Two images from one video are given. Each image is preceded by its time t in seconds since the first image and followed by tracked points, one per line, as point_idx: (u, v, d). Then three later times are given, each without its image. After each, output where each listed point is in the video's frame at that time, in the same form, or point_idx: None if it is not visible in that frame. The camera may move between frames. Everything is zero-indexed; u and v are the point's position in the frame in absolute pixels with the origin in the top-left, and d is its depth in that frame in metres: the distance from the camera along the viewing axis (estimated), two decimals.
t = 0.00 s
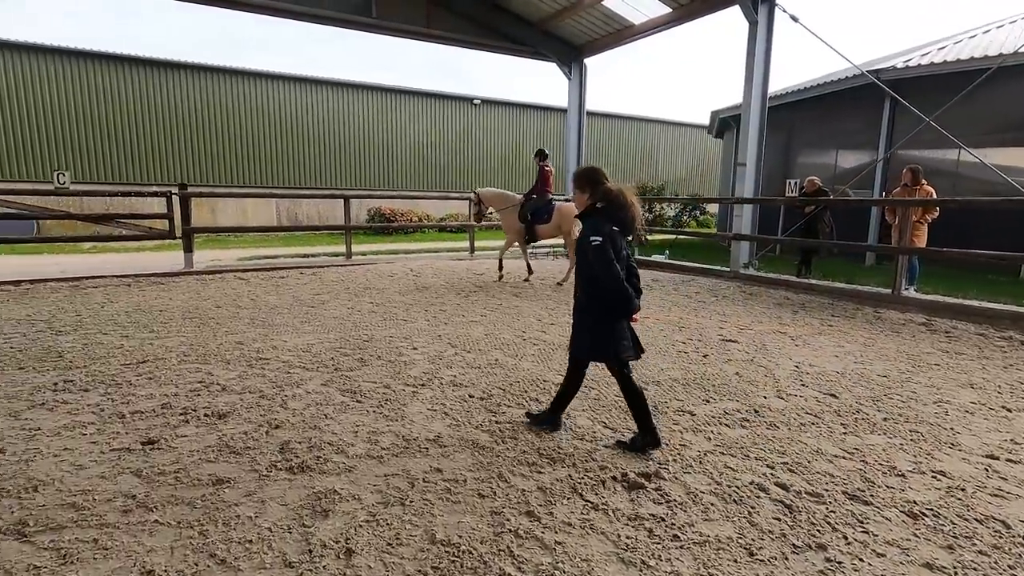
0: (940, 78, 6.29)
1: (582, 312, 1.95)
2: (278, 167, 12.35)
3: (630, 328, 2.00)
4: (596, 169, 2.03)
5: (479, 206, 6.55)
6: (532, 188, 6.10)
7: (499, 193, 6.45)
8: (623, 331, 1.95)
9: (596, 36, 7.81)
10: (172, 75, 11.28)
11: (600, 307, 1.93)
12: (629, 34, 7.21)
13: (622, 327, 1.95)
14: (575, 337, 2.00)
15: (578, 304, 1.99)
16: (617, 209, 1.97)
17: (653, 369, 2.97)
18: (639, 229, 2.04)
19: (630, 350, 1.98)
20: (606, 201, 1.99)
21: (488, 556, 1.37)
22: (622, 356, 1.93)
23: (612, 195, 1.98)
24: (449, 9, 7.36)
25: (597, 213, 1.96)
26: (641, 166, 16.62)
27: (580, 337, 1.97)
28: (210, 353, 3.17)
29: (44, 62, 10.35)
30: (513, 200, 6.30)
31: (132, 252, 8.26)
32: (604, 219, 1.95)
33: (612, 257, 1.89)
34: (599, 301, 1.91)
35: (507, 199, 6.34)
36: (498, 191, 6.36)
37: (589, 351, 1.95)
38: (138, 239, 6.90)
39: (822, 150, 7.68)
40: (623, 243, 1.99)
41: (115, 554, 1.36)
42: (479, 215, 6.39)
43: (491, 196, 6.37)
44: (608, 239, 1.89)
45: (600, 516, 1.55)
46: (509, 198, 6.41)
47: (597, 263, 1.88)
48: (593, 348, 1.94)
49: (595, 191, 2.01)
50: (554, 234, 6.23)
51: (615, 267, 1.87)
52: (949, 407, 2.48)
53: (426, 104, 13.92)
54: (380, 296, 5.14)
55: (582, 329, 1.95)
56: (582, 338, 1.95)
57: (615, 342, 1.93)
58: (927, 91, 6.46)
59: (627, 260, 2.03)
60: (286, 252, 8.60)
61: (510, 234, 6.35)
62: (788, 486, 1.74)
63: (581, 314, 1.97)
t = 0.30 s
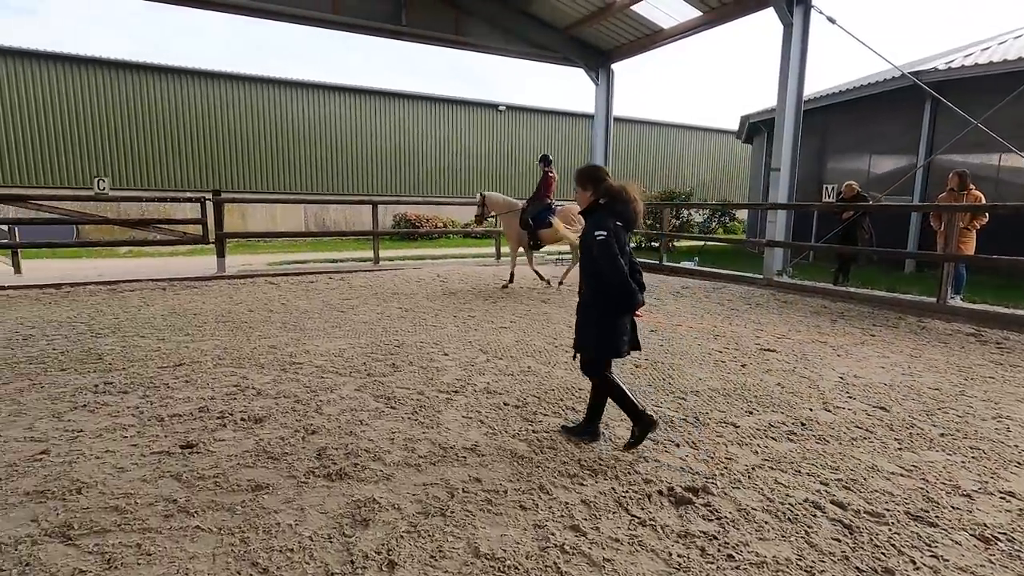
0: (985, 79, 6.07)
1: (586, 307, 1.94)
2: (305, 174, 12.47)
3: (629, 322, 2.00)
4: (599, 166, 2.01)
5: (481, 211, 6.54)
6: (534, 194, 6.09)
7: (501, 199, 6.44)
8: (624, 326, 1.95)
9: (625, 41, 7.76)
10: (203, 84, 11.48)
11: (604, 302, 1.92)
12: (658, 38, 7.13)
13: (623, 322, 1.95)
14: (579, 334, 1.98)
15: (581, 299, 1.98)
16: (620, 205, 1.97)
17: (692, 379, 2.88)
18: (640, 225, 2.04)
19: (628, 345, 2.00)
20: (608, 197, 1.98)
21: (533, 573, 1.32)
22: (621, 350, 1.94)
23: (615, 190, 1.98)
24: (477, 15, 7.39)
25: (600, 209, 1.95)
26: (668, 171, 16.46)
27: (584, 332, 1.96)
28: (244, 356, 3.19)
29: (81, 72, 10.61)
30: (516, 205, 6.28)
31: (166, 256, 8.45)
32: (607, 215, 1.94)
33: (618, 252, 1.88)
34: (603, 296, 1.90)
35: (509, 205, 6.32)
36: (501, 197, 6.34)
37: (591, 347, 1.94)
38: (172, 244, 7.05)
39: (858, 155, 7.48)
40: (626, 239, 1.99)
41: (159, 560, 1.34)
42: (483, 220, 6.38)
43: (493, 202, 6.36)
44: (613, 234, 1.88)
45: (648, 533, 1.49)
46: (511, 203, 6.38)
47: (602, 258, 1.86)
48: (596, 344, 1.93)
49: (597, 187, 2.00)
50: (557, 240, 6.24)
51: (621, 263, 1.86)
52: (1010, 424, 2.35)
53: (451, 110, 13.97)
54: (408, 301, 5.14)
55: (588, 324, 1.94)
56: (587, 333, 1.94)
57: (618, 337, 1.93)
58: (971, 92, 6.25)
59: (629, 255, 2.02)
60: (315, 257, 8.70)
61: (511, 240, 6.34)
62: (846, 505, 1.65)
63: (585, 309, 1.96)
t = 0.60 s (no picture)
0: None
1: (594, 310, 2.04)
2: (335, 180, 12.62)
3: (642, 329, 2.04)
4: (618, 175, 2.12)
5: (484, 220, 6.52)
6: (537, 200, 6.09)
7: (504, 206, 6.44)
8: (632, 331, 2.01)
9: (655, 46, 7.69)
10: (239, 94, 11.71)
11: (610, 306, 2.01)
12: (690, 42, 7.05)
13: (632, 328, 2.01)
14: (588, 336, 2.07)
15: (592, 302, 2.08)
16: (632, 213, 2.06)
17: (732, 389, 2.81)
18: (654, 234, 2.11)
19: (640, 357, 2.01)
20: (623, 205, 2.08)
21: None
22: (629, 356, 1.99)
23: (630, 198, 2.08)
24: (507, 22, 7.41)
25: (613, 216, 2.06)
26: (697, 176, 16.25)
27: (592, 335, 2.04)
28: (282, 361, 3.24)
29: (120, 82, 10.86)
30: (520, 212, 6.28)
31: (203, 261, 8.68)
32: (618, 220, 2.04)
33: (622, 258, 1.98)
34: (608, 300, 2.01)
35: (512, 211, 6.31)
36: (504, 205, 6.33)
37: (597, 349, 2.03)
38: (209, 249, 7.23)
39: (898, 159, 7.26)
40: (639, 245, 2.07)
41: (211, 564, 1.36)
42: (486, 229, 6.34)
43: (496, 210, 6.34)
44: (619, 240, 1.99)
45: (699, 549, 1.45)
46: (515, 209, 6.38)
47: (607, 263, 1.97)
48: (600, 347, 2.02)
49: (615, 195, 2.11)
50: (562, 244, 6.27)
51: (624, 268, 1.95)
52: None
53: (478, 117, 14.01)
54: (439, 307, 5.16)
55: (594, 326, 2.04)
56: (593, 335, 2.03)
57: (623, 341, 1.99)
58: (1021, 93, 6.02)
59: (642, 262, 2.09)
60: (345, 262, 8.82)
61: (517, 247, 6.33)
62: (905, 525, 1.58)
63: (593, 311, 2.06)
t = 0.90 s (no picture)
0: None
1: (594, 318, 2.08)
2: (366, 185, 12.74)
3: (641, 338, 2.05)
4: (628, 185, 2.10)
5: (488, 222, 6.40)
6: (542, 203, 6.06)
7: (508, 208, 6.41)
8: (631, 341, 2.03)
9: (687, 48, 7.61)
10: (275, 102, 11.92)
11: (609, 315, 2.04)
12: (723, 44, 6.96)
13: (629, 337, 2.03)
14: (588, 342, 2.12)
15: (593, 311, 2.12)
16: (636, 223, 2.04)
17: (775, 397, 2.75)
18: (658, 244, 2.10)
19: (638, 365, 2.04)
20: (629, 216, 2.06)
21: None
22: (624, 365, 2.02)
23: (636, 210, 2.05)
24: (538, 26, 7.42)
25: (616, 226, 2.04)
26: (728, 179, 15.99)
27: (592, 341, 2.09)
28: (322, 363, 3.29)
29: (155, 91, 11.09)
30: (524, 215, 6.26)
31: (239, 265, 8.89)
32: (621, 231, 2.03)
33: (620, 269, 1.98)
34: (607, 309, 2.03)
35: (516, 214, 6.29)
36: (508, 208, 6.29)
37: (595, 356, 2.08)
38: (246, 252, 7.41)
39: (941, 160, 7.02)
40: (642, 256, 2.05)
41: (266, 563, 1.39)
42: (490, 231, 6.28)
43: (500, 212, 6.29)
44: (618, 251, 1.99)
45: (752, 561, 1.42)
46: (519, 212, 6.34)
47: (605, 274, 1.99)
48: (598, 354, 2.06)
49: (622, 205, 2.09)
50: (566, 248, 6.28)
51: (621, 279, 1.97)
52: None
53: (505, 121, 14.02)
54: (471, 311, 5.18)
55: (593, 334, 2.08)
56: (591, 342, 2.08)
57: (618, 350, 2.02)
58: None
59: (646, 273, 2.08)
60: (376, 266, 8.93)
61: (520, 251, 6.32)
62: (971, 542, 1.51)
63: (593, 319, 2.10)
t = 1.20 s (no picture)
0: None
1: (599, 312, 2.19)
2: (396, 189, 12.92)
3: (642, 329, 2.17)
4: (630, 182, 2.19)
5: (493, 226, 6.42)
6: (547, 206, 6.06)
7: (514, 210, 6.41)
8: (633, 332, 2.14)
9: (721, 48, 7.49)
10: (309, 108, 12.16)
11: (614, 308, 2.14)
12: (758, 44, 6.83)
13: (632, 328, 2.14)
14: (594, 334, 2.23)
15: (598, 305, 2.21)
16: (638, 220, 2.14)
17: (819, 404, 2.66)
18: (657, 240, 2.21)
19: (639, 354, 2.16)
20: (630, 212, 2.16)
21: None
22: (628, 355, 2.13)
23: (637, 206, 2.15)
24: (569, 29, 7.40)
25: (618, 222, 2.15)
26: (761, 182, 15.67)
27: (598, 334, 2.18)
28: (357, 365, 3.33)
29: (195, 99, 11.43)
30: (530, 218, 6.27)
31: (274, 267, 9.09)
32: (624, 227, 2.13)
33: (625, 264, 2.09)
34: (612, 302, 2.14)
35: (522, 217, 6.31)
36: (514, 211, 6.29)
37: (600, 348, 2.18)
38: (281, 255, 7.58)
39: (990, 160, 6.74)
40: (644, 251, 2.16)
41: (311, 561, 1.40)
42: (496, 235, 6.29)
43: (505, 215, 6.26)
44: (622, 247, 2.09)
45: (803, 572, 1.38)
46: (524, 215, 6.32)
47: (611, 269, 2.09)
48: (603, 345, 2.17)
49: (625, 202, 2.19)
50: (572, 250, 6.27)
51: (625, 274, 2.07)
52: None
53: (533, 125, 14.02)
54: (502, 313, 5.18)
55: (598, 326, 2.18)
56: (597, 334, 2.18)
57: (623, 341, 2.13)
58: None
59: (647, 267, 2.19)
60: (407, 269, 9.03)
61: (526, 253, 6.32)
62: None
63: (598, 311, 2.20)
